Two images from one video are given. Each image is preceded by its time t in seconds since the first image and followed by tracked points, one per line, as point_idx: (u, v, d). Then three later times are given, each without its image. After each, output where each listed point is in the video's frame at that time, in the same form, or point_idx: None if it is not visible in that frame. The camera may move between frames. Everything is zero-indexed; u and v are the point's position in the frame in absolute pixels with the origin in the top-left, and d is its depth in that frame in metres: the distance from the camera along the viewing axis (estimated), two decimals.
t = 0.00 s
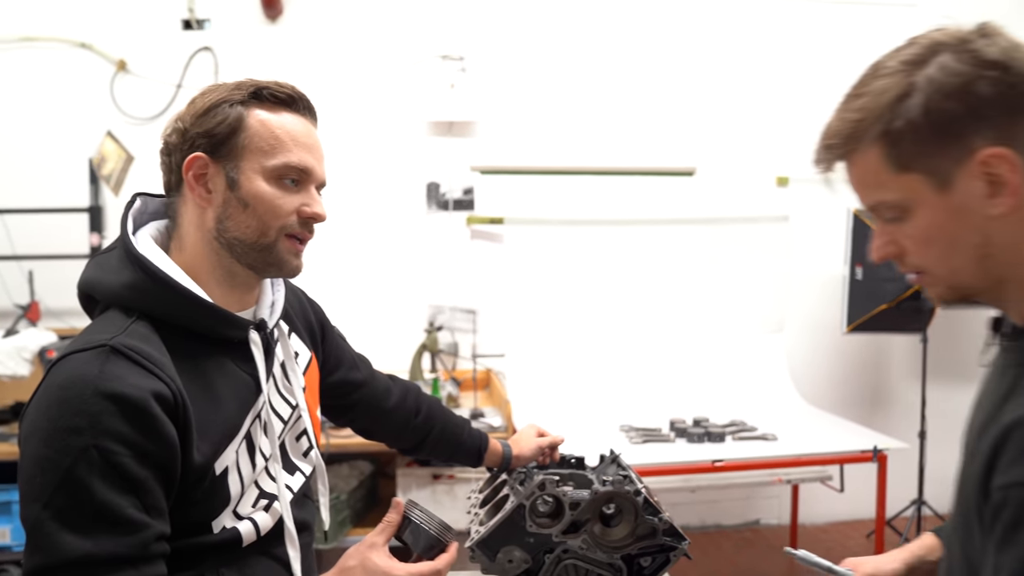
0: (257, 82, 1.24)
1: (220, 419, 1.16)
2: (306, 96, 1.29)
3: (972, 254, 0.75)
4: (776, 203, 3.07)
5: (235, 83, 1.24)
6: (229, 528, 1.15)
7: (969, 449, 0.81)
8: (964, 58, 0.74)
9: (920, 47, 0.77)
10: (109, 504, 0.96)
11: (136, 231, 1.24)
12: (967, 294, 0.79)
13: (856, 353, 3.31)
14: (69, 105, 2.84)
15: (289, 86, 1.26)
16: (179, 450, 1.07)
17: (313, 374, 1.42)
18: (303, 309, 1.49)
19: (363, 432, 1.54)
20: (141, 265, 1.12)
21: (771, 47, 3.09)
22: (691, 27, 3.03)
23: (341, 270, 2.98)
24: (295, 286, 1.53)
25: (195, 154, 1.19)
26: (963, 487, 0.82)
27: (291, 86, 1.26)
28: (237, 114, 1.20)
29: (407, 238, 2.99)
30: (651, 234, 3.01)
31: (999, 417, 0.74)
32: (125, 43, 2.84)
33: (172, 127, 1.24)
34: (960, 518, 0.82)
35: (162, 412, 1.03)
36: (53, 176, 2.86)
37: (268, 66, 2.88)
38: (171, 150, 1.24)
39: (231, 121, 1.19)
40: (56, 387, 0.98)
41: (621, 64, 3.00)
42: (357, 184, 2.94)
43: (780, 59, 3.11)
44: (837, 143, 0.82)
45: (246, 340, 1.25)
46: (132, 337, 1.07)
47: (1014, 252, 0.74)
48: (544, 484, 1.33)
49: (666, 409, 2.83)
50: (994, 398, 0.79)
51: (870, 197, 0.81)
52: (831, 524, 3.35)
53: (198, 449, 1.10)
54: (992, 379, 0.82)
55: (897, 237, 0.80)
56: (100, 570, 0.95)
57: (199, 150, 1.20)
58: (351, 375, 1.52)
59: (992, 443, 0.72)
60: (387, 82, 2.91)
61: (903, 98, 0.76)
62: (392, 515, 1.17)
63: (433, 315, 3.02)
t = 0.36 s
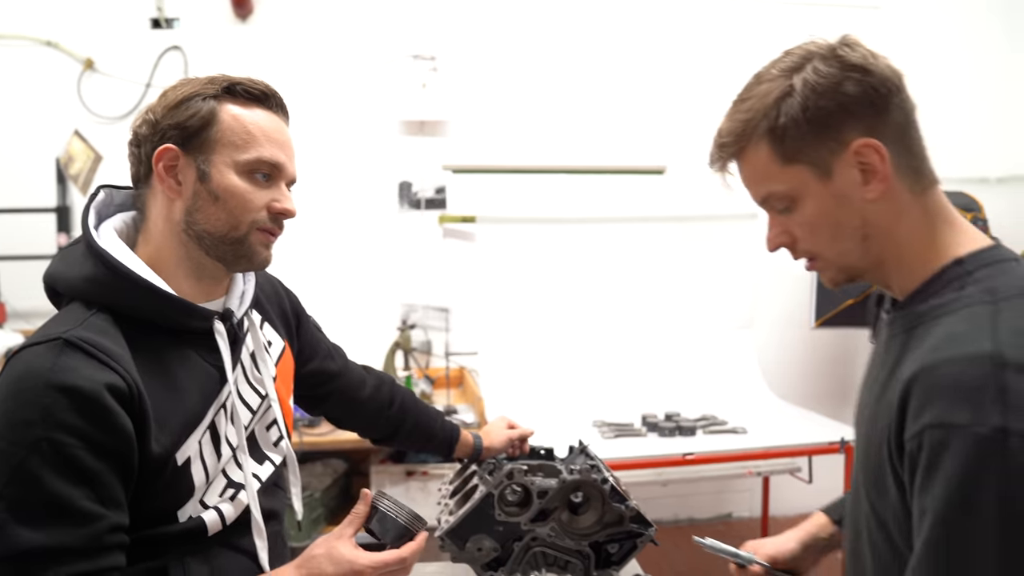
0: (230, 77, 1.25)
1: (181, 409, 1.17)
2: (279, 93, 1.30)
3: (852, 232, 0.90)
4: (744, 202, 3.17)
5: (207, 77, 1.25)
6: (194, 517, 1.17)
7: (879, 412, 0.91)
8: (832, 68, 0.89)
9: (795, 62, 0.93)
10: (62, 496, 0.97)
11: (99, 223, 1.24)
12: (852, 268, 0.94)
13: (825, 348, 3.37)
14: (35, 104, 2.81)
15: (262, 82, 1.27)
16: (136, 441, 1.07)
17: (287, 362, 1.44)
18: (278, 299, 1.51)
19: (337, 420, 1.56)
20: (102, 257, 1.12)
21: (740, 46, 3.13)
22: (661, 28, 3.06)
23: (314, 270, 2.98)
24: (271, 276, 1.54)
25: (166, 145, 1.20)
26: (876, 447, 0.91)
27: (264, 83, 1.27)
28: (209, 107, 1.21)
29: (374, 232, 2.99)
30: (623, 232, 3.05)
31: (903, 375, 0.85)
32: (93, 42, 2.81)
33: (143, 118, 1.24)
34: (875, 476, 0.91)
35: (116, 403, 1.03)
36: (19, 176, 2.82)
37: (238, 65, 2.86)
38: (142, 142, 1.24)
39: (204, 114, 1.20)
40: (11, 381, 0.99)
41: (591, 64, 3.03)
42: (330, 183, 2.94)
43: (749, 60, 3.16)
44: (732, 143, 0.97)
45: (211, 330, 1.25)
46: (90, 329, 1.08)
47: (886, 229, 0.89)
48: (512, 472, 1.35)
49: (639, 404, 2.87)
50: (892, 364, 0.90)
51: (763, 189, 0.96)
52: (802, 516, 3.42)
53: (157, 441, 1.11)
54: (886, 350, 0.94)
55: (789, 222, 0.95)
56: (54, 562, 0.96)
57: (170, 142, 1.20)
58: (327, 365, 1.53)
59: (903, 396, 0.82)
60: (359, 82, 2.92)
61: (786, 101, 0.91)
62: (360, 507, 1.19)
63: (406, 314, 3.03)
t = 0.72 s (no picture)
0: (183, 58, 1.23)
1: (139, 392, 1.16)
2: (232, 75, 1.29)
3: (761, 197, 1.08)
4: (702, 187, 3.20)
5: (159, 57, 1.23)
6: (150, 502, 1.16)
7: (804, 354, 1.06)
8: (749, 60, 1.07)
9: (718, 51, 1.09)
10: (20, 480, 0.97)
11: (49, 206, 1.20)
12: (754, 232, 1.12)
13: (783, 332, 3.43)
14: None
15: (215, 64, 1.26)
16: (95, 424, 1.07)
17: (237, 350, 1.42)
18: (227, 285, 1.48)
19: (291, 407, 1.56)
20: (54, 238, 1.10)
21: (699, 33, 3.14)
22: (622, 15, 3.07)
23: (274, 258, 2.94)
24: (219, 263, 1.51)
25: (121, 126, 1.17)
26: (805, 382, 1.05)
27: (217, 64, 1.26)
28: (164, 88, 1.19)
29: (346, 226, 2.97)
30: (584, 218, 3.06)
31: (832, 309, 1.00)
32: (38, 25, 2.72)
33: (92, 99, 1.21)
34: (809, 408, 1.04)
35: (78, 386, 1.04)
36: None
37: (192, 49, 2.80)
38: (92, 123, 1.20)
39: (159, 95, 1.19)
40: None
41: (552, 50, 3.03)
42: (288, 170, 2.90)
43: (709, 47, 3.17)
44: (662, 112, 1.10)
45: (166, 315, 1.24)
46: (47, 311, 1.07)
47: (787, 198, 1.09)
48: (470, 455, 1.35)
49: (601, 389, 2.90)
50: (809, 310, 1.06)
51: (686, 156, 1.10)
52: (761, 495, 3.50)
53: (116, 424, 1.11)
54: (793, 304, 1.11)
55: (708, 187, 1.11)
56: (12, 546, 0.97)
57: (125, 122, 1.18)
58: (278, 350, 1.52)
59: (843, 323, 0.97)
60: (318, 67, 2.88)
61: (715, 79, 1.07)
62: (319, 490, 1.18)
63: (368, 302, 3.00)
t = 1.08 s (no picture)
0: (194, 75, 1.25)
1: (151, 402, 1.16)
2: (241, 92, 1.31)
3: (709, 202, 1.16)
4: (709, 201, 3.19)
5: (172, 75, 1.24)
6: (159, 512, 1.16)
7: (773, 340, 1.10)
8: (707, 83, 1.18)
9: (680, 73, 1.20)
10: (36, 485, 0.98)
11: (65, 218, 1.21)
12: (701, 236, 1.18)
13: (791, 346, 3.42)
14: None
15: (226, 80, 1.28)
16: (109, 433, 1.08)
17: (245, 363, 1.42)
18: (235, 299, 1.48)
19: (298, 420, 1.56)
20: (71, 248, 1.11)
21: (704, 47, 3.16)
22: (627, 29, 3.09)
23: (282, 270, 2.95)
24: (225, 275, 1.50)
25: (137, 142, 1.18)
26: (779, 367, 1.08)
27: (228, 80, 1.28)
28: (179, 105, 1.20)
29: (352, 238, 2.98)
30: (589, 231, 3.05)
31: (802, 291, 1.07)
32: (51, 40, 2.75)
33: (106, 114, 1.22)
34: (787, 391, 1.07)
35: (93, 394, 1.04)
36: None
37: (202, 63, 2.83)
38: (107, 138, 1.21)
39: (174, 112, 1.20)
40: None
41: (558, 64, 3.06)
42: (296, 182, 2.93)
43: (715, 59, 3.17)
44: (628, 118, 1.19)
45: (178, 325, 1.25)
46: (64, 320, 1.08)
47: (732, 205, 1.17)
48: (478, 467, 1.34)
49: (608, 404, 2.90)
50: (774, 297, 1.12)
51: (644, 158, 1.19)
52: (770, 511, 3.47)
53: (129, 432, 1.11)
54: (754, 297, 1.15)
55: (661, 188, 1.18)
56: (26, 552, 0.98)
57: (141, 139, 1.19)
58: (286, 364, 1.52)
59: (817, 299, 1.03)
60: (326, 82, 2.91)
61: (676, 93, 1.16)
62: (326, 499, 1.18)
63: (374, 314, 2.97)
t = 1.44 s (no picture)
0: (206, 80, 1.26)
1: (168, 405, 1.17)
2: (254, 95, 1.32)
3: (762, 189, 1.15)
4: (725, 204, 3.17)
5: (184, 80, 1.25)
6: (177, 513, 1.17)
7: (818, 361, 1.08)
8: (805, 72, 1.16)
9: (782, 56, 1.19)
10: (53, 485, 0.99)
11: (86, 223, 1.23)
12: (745, 221, 1.17)
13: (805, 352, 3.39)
14: (14, 106, 2.79)
15: (238, 84, 1.29)
16: (126, 435, 1.09)
17: (262, 367, 1.43)
18: (253, 303, 1.49)
19: (316, 423, 1.57)
20: (90, 253, 1.12)
21: (718, 53, 3.16)
22: (641, 33, 3.09)
23: (296, 273, 2.97)
24: (244, 280, 1.52)
25: (151, 150, 1.20)
26: (821, 391, 1.07)
27: (240, 84, 1.29)
28: (191, 111, 1.22)
29: (361, 238, 2.99)
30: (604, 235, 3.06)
31: (853, 315, 1.04)
32: (72, 44, 2.79)
33: (122, 122, 1.24)
34: (826, 418, 1.06)
35: (110, 396, 1.06)
36: None
37: (219, 67, 2.85)
38: (123, 146, 1.23)
39: (186, 118, 1.21)
40: (3, 371, 1.01)
41: (572, 69, 3.06)
42: (311, 186, 2.95)
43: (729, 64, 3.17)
44: (710, 86, 1.21)
45: (195, 329, 1.26)
46: (82, 323, 1.10)
47: (790, 198, 1.14)
48: (493, 472, 1.34)
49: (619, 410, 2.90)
50: (822, 317, 1.10)
51: (712, 127, 1.19)
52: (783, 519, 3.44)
53: (146, 434, 1.12)
54: (801, 314, 1.14)
55: (719, 161, 1.19)
56: (43, 551, 0.99)
57: (155, 147, 1.20)
58: (303, 367, 1.54)
59: (869, 326, 1.01)
60: (341, 86, 2.93)
61: (765, 72, 1.16)
62: (338, 498, 1.16)
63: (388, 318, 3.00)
